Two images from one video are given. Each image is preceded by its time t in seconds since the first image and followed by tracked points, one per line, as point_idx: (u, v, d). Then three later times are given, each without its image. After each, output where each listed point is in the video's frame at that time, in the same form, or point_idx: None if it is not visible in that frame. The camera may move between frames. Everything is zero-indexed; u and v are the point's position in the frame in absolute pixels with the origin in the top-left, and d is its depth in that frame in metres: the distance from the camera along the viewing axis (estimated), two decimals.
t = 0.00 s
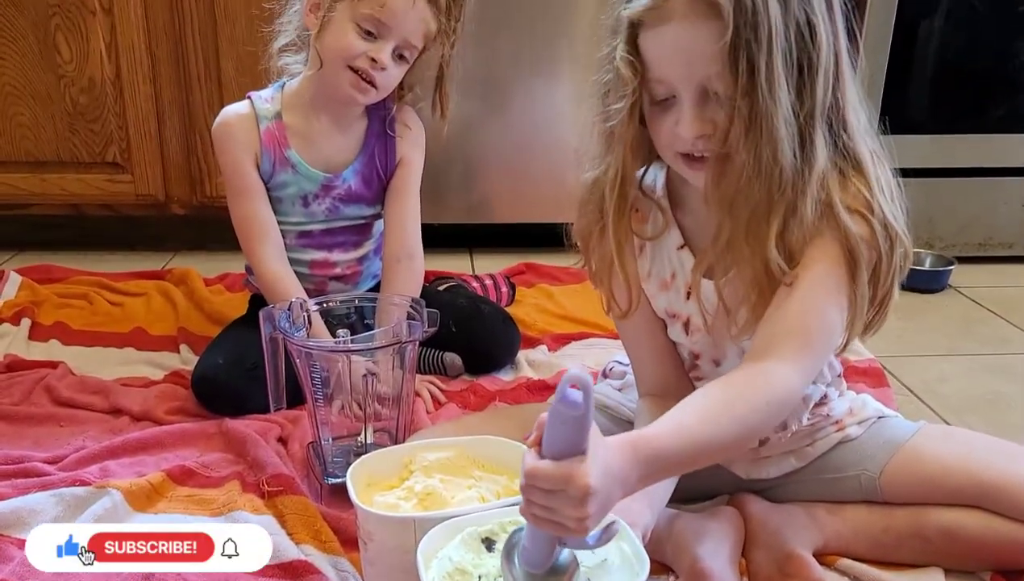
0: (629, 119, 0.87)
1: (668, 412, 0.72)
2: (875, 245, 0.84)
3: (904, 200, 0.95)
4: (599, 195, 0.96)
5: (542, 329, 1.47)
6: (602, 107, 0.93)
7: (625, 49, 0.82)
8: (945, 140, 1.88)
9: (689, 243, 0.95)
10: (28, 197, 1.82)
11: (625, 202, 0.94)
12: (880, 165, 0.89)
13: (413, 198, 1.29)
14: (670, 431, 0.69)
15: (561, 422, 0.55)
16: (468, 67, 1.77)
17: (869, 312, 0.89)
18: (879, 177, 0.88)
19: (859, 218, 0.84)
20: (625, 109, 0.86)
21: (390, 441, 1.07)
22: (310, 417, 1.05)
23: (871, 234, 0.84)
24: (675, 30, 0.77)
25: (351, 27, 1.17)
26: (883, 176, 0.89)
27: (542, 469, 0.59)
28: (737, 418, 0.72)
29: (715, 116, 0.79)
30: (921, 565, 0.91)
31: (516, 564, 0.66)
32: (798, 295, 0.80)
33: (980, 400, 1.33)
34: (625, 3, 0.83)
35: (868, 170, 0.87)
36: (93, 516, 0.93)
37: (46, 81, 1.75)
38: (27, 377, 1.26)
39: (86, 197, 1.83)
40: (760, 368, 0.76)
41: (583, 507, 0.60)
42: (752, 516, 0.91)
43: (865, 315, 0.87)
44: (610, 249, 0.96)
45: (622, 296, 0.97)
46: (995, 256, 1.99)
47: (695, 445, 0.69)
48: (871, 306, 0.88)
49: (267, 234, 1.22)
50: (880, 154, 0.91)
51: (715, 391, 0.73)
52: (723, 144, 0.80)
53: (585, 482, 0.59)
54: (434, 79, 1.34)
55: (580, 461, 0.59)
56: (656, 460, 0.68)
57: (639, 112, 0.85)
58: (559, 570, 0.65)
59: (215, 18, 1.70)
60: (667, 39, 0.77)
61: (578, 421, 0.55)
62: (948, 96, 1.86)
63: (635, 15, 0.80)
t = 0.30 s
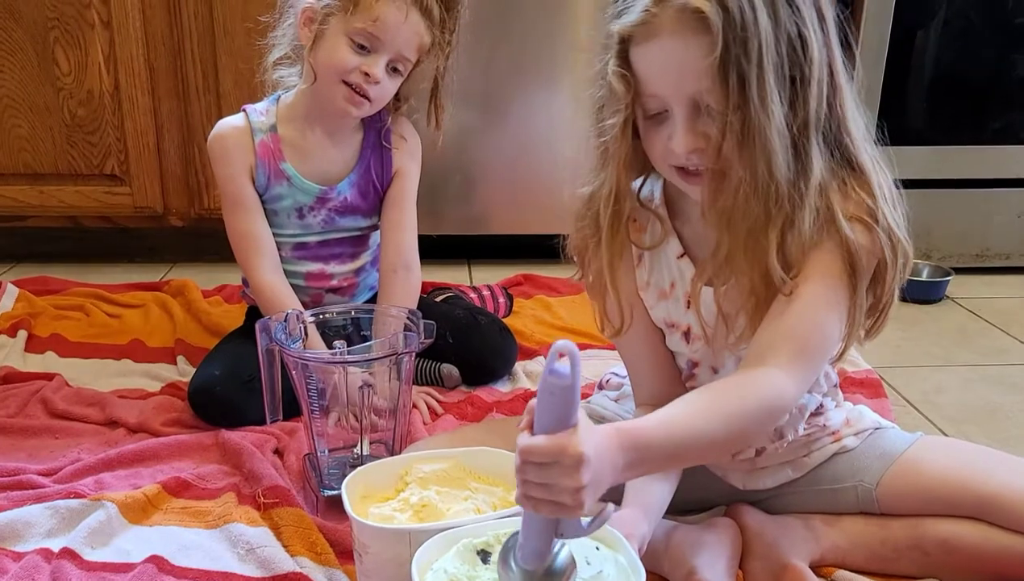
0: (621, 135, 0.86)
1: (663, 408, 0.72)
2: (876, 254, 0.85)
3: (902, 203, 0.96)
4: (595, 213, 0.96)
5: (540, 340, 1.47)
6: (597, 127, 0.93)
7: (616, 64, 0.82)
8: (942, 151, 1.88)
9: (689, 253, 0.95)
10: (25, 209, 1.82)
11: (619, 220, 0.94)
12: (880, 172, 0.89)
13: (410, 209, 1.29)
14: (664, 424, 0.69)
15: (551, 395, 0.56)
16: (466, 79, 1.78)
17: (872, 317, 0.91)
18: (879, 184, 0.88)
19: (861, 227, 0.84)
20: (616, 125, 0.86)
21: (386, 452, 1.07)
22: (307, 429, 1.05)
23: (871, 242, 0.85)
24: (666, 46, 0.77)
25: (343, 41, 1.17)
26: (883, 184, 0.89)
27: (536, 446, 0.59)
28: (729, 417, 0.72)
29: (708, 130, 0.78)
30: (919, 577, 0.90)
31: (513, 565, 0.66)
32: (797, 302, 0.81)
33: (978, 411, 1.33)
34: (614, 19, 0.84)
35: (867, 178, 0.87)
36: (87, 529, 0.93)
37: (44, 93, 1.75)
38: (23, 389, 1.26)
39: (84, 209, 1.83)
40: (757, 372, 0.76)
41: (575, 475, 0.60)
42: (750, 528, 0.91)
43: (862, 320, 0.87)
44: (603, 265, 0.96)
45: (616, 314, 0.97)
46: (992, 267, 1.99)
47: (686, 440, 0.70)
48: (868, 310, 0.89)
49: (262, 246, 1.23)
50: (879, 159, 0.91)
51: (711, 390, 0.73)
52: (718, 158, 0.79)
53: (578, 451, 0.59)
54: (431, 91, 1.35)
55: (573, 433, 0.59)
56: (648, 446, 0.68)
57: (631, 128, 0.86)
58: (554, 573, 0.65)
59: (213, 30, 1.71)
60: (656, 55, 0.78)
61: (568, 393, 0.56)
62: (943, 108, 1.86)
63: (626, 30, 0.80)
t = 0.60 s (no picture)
0: (602, 133, 0.90)
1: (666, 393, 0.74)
2: (875, 243, 0.86)
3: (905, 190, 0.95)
4: (579, 215, 0.98)
5: (539, 339, 1.47)
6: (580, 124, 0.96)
7: (596, 62, 0.83)
8: (940, 153, 1.89)
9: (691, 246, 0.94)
10: (24, 209, 1.82)
11: (603, 219, 0.97)
12: (875, 161, 0.89)
13: (416, 198, 1.30)
14: (666, 408, 0.71)
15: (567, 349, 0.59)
16: (465, 80, 1.78)
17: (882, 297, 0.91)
18: (876, 173, 0.88)
19: (859, 220, 0.86)
20: (599, 120, 0.89)
21: (385, 448, 1.06)
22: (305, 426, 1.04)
23: (868, 232, 0.86)
24: (642, 45, 0.78)
25: (332, 4, 1.19)
26: (880, 173, 0.89)
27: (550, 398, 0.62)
28: (733, 407, 0.74)
29: (689, 124, 0.79)
30: (920, 572, 0.90)
31: (518, 543, 0.65)
32: (801, 295, 0.82)
33: (977, 410, 1.33)
34: (594, 17, 0.84)
35: (863, 165, 0.87)
36: (85, 524, 0.92)
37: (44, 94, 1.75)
38: (21, 387, 1.26)
39: (83, 209, 1.83)
40: (759, 366, 0.79)
41: (586, 422, 0.63)
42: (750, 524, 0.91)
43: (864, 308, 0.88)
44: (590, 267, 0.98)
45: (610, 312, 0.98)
46: (991, 268, 2.00)
47: (688, 424, 0.72)
48: (876, 294, 0.90)
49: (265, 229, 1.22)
50: (873, 146, 0.91)
51: (717, 381, 0.76)
52: (702, 151, 0.80)
53: (590, 400, 0.63)
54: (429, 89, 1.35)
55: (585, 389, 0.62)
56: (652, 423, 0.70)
57: (612, 125, 0.89)
58: (559, 553, 0.65)
59: (212, 30, 1.71)
60: (634, 52, 0.78)
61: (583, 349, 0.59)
62: (941, 110, 1.87)
63: (603, 29, 0.81)
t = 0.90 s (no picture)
0: (609, 118, 0.90)
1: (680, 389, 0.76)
2: (883, 237, 0.86)
3: (915, 187, 0.95)
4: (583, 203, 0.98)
5: (544, 341, 1.47)
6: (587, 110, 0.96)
7: (604, 48, 0.83)
8: (944, 156, 1.89)
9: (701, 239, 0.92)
10: (28, 211, 1.82)
11: (607, 211, 0.97)
12: (881, 155, 0.89)
13: (411, 178, 1.30)
14: (676, 402, 0.73)
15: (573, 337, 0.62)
16: (468, 83, 1.78)
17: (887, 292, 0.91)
18: (883, 167, 0.87)
19: (864, 214, 0.85)
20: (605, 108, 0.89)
21: (393, 450, 1.06)
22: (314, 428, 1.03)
23: (874, 227, 0.85)
24: (650, 28, 0.78)
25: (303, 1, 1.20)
26: (888, 168, 0.89)
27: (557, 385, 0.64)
28: (749, 404, 0.75)
29: (694, 110, 0.79)
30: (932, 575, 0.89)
31: (534, 540, 0.66)
32: (813, 291, 0.82)
33: (985, 413, 1.32)
34: (603, 3, 0.85)
35: (870, 159, 0.87)
36: (92, 525, 0.92)
37: (48, 95, 1.75)
38: (27, 388, 1.25)
39: (87, 211, 1.83)
40: (773, 362, 0.79)
41: (591, 405, 0.64)
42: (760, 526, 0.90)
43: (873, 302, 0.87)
44: (587, 253, 0.98)
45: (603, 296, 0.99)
46: (996, 271, 2.00)
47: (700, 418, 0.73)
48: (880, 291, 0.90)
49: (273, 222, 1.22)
50: (880, 139, 0.91)
51: (734, 378, 0.77)
52: (707, 137, 0.79)
53: (593, 382, 0.64)
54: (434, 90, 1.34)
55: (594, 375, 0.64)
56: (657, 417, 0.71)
57: (620, 110, 0.88)
58: (574, 547, 0.65)
59: (217, 31, 1.71)
60: (642, 36, 0.79)
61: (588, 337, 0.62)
62: (944, 114, 1.87)
63: (613, 15, 0.81)
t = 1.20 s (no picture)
0: (620, 116, 0.88)
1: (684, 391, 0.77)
2: (882, 244, 0.87)
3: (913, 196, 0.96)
4: (594, 198, 0.97)
5: (546, 347, 1.47)
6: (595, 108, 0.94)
7: (615, 46, 0.84)
8: (945, 165, 1.89)
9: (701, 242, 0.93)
10: (31, 215, 1.83)
11: (617, 212, 0.95)
12: (882, 162, 0.90)
13: (428, 190, 1.32)
14: (678, 404, 0.74)
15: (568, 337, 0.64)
16: (471, 91, 1.79)
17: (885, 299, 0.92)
18: (883, 174, 0.88)
19: (863, 220, 0.86)
20: (616, 107, 0.87)
21: (395, 455, 1.06)
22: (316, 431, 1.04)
23: (872, 232, 0.86)
24: (660, 25, 0.79)
25: (313, 23, 1.19)
26: (888, 175, 0.90)
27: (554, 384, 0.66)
28: (751, 408, 0.76)
29: (702, 109, 0.79)
30: None
31: (540, 540, 0.67)
32: (812, 298, 0.83)
33: (984, 421, 1.33)
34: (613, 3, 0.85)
35: (869, 164, 0.88)
36: (96, 528, 0.92)
37: (53, 99, 1.76)
38: (30, 391, 1.26)
39: (90, 215, 1.84)
40: (775, 368, 0.80)
41: (588, 401, 0.66)
42: (761, 531, 0.91)
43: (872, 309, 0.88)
44: (603, 252, 0.96)
45: (614, 298, 0.97)
46: (995, 279, 2.00)
47: (705, 418, 0.75)
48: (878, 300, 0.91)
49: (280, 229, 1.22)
50: (880, 146, 0.92)
51: (737, 383, 0.78)
52: (714, 136, 0.80)
53: (589, 379, 0.66)
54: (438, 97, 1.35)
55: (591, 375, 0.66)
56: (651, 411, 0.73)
57: (631, 110, 0.87)
58: (580, 547, 0.66)
59: (221, 37, 1.72)
60: (652, 35, 0.79)
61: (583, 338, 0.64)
62: (944, 123, 1.87)
63: (622, 14, 0.82)
